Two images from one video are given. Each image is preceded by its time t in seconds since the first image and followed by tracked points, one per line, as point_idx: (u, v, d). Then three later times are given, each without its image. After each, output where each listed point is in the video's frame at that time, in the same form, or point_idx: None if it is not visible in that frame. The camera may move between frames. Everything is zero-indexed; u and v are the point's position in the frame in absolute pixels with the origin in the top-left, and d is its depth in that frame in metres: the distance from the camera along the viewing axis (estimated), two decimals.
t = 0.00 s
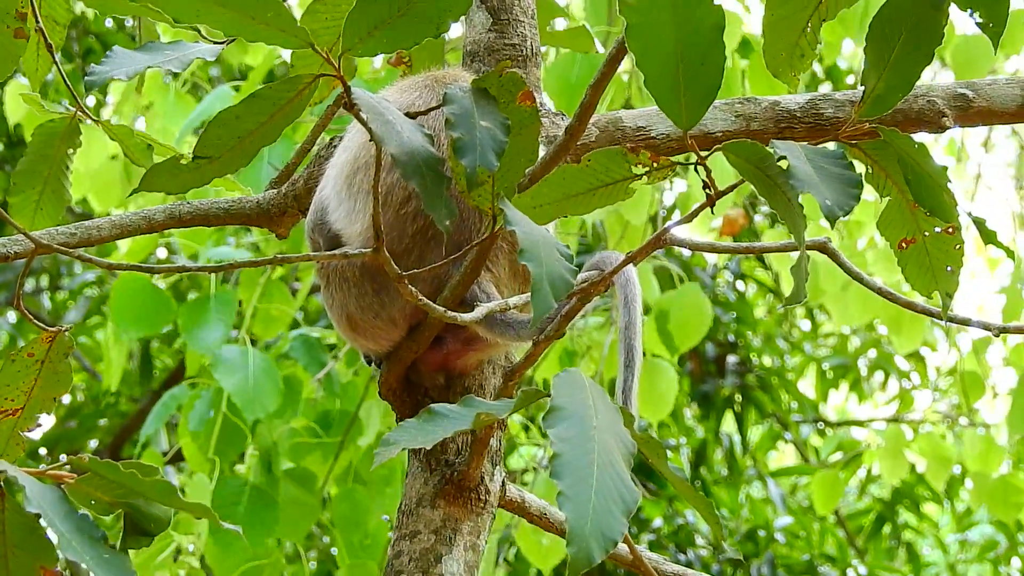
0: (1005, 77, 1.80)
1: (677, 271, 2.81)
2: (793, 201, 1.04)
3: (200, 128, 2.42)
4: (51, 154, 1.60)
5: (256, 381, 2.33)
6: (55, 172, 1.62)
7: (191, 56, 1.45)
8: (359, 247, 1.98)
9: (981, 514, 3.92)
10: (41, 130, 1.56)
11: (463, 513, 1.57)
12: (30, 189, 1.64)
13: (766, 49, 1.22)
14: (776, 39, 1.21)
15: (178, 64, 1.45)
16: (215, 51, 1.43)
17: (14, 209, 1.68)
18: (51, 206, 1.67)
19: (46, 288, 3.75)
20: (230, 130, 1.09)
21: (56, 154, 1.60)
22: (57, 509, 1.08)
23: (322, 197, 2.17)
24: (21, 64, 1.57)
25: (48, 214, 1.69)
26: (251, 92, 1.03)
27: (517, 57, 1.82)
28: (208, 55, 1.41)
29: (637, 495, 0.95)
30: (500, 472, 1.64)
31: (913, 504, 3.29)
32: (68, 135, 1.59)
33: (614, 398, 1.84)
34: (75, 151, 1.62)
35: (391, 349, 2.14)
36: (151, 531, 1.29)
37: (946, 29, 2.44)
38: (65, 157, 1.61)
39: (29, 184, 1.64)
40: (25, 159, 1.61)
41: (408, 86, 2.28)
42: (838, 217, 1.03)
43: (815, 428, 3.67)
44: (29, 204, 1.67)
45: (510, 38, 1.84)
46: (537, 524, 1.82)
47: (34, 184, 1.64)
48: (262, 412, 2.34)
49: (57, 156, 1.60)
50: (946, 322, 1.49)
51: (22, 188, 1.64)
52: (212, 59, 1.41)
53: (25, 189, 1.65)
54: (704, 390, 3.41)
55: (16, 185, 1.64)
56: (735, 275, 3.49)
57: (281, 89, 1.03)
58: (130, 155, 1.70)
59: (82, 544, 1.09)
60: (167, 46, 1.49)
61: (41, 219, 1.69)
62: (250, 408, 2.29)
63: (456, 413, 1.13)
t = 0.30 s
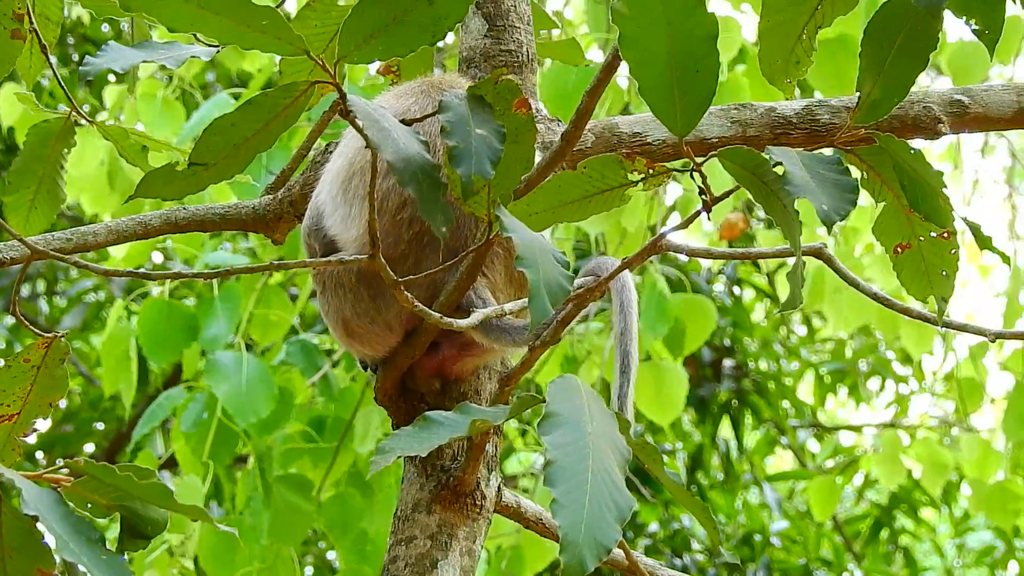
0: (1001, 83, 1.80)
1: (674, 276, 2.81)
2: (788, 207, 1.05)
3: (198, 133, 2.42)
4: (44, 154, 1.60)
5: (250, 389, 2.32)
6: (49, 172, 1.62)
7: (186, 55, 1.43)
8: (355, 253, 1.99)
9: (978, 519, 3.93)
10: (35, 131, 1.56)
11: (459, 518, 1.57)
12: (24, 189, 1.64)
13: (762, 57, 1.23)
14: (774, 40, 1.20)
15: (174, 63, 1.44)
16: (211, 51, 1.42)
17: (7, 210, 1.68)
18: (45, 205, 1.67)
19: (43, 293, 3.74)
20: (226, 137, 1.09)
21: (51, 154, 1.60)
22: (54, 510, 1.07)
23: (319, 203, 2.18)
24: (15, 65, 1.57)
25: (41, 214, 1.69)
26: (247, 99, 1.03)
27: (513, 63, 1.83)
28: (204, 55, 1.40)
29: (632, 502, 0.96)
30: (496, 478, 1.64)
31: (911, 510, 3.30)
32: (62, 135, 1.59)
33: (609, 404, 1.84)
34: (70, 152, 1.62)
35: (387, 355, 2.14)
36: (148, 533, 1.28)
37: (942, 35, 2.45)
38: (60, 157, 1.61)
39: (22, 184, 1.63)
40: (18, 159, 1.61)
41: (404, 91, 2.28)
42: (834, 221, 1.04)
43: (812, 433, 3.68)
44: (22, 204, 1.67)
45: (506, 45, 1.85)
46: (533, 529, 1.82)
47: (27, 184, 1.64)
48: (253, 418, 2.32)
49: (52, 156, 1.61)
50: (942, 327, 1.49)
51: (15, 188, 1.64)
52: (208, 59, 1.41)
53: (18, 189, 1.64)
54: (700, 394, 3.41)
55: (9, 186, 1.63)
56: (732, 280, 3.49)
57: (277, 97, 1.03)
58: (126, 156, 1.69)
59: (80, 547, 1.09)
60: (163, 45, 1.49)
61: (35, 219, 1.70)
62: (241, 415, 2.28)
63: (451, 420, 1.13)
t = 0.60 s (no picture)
0: (1000, 82, 1.80)
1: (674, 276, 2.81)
2: (788, 207, 1.05)
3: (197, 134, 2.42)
4: (38, 155, 1.59)
5: (254, 390, 2.33)
6: (42, 173, 1.62)
7: (185, 58, 1.45)
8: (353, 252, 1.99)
9: (978, 518, 3.93)
10: (30, 132, 1.56)
11: (457, 517, 1.57)
12: (17, 190, 1.64)
13: (762, 58, 1.23)
14: (772, 37, 1.20)
15: (173, 65, 1.45)
16: (210, 52, 1.44)
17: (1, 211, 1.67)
18: (38, 207, 1.67)
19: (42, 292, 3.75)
20: (224, 139, 1.09)
21: (45, 155, 1.60)
22: (51, 512, 1.07)
23: (317, 202, 2.18)
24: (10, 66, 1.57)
25: (35, 215, 1.69)
26: (245, 101, 1.03)
27: (511, 63, 1.82)
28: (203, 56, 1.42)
29: (632, 498, 0.96)
30: (494, 477, 1.64)
31: (909, 509, 3.30)
32: (56, 137, 1.58)
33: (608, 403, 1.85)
34: (64, 153, 1.62)
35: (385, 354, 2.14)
36: (146, 537, 1.28)
37: (941, 34, 2.45)
38: (53, 158, 1.61)
39: (15, 185, 1.63)
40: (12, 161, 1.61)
41: (402, 91, 2.29)
42: (833, 221, 1.04)
43: (811, 432, 3.68)
44: (17, 206, 1.67)
45: (504, 44, 1.85)
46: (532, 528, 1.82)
47: (21, 185, 1.63)
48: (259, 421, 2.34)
49: (46, 157, 1.60)
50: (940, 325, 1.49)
51: (9, 189, 1.63)
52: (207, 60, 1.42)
53: (12, 191, 1.64)
54: (698, 393, 3.41)
55: (3, 187, 1.63)
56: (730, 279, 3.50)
57: (275, 98, 1.03)
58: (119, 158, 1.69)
59: (77, 550, 1.09)
60: (161, 47, 1.50)
61: (28, 221, 1.69)
62: (247, 418, 2.29)
63: (449, 419, 1.13)
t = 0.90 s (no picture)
0: (999, 76, 1.81)
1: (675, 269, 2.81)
2: (788, 202, 1.05)
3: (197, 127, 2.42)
4: (39, 152, 1.60)
5: (256, 383, 2.32)
6: (44, 171, 1.63)
7: (187, 59, 1.44)
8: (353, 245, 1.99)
9: (976, 512, 3.93)
10: (31, 128, 1.56)
11: (456, 510, 1.58)
12: (19, 187, 1.64)
13: (761, 51, 1.23)
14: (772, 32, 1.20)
15: (174, 67, 1.44)
16: (211, 51, 1.43)
17: (2, 208, 1.67)
18: (41, 205, 1.67)
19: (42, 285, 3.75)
20: (225, 133, 1.09)
21: (46, 152, 1.60)
22: (49, 506, 1.08)
23: (316, 195, 2.18)
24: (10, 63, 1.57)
25: (38, 214, 1.68)
26: (246, 95, 1.03)
27: (510, 56, 1.82)
28: (204, 56, 1.42)
29: (632, 491, 0.96)
30: (493, 470, 1.65)
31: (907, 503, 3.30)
32: (57, 134, 1.59)
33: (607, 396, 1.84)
34: (65, 150, 1.62)
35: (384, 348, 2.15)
36: (144, 530, 1.28)
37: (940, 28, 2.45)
38: (55, 155, 1.61)
39: (17, 182, 1.63)
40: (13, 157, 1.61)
41: (401, 85, 2.28)
42: (833, 218, 1.04)
43: (809, 426, 3.68)
44: (18, 204, 1.66)
45: (503, 37, 1.85)
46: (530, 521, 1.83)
47: (23, 183, 1.64)
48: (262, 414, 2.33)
49: (47, 154, 1.61)
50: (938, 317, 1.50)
51: (11, 186, 1.63)
52: (207, 60, 1.41)
53: (14, 188, 1.64)
54: (696, 385, 3.42)
55: (5, 184, 1.63)
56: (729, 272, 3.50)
57: (276, 92, 1.03)
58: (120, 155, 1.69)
59: (73, 543, 1.09)
60: (162, 45, 1.49)
61: (32, 219, 1.68)
62: (248, 410, 2.28)
63: (449, 412, 1.13)
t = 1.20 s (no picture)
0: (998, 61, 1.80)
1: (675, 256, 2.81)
2: (792, 184, 1.04)
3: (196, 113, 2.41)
4: (41, 140, 1.59)
5: (248, 369, 2.31)
6: (46, 157, 1.62)
7: (184, 38, 1.43)
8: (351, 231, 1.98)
9: (974, 500, 3.93)
10: (32, 115, 1.56)
11: (454, 496, 1.58)
12: (21, 173, 1.64)
13: (761, 42, 1.21)
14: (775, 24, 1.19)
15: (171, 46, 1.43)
16: (208, 32, 1.43)
17: (4, 193, 1.67)
18: (42, 190, 1.66)
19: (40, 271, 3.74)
20: (224, 117, 1.09)
21: (47, 139, 1.60)
22: (49, 488, 1.07)
23: (314, 181, 2.17)
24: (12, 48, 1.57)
25: (39, 198, 1.68)
26: (243, 79, 1.03)
27: (509, 41, 1.82)
28: (201, 35, 1.42)
29: (633, 476, 0.96)
30: (491, 455, 1.65)
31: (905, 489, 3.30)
32: (59, 120, 1.58)
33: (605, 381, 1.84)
34: (66, 136, 1.61)
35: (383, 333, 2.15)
36: (143, 513, 1.28)
37: (940, 13, 2.44)
38: (56, 142, 1.61)
39: (19, 169, 1.63)
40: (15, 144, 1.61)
41: (399, 70, 2.28)
42: (835, 196, 1.04)
43: (808, 413, 3.68)
44: (20, 188, 1.67)
45: (502, 23, 1.84)
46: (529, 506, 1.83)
47: (25, 169, 1.63)
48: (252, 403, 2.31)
49: (49, 141, 1.60)
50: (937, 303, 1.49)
51: (13, 172, 1.63)
52: (204, 40, 1.41)
53: (16, 173, 1.64)
54: (696, 368, 3.41)
55: (8, 170, 1.63)
56: (728, 258, 3.50)
57: (273, 77, 1.03)
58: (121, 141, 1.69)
59: (75, 522, 1.08)
60: (159, 26, 1.48)
61: (33, 204, 1.69)
62: (240, 398, 2.26)
63: (448, 399, 1.13)
